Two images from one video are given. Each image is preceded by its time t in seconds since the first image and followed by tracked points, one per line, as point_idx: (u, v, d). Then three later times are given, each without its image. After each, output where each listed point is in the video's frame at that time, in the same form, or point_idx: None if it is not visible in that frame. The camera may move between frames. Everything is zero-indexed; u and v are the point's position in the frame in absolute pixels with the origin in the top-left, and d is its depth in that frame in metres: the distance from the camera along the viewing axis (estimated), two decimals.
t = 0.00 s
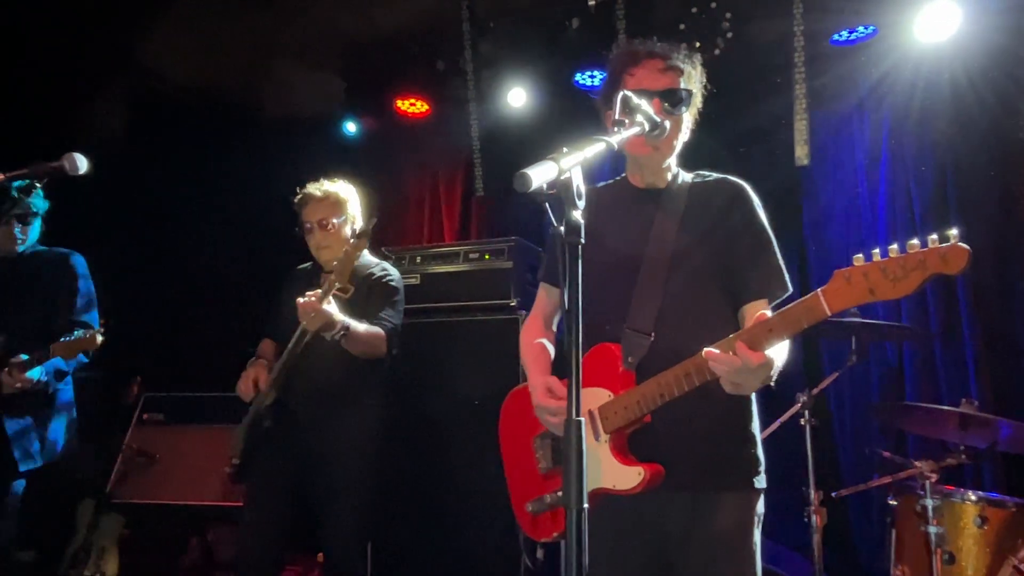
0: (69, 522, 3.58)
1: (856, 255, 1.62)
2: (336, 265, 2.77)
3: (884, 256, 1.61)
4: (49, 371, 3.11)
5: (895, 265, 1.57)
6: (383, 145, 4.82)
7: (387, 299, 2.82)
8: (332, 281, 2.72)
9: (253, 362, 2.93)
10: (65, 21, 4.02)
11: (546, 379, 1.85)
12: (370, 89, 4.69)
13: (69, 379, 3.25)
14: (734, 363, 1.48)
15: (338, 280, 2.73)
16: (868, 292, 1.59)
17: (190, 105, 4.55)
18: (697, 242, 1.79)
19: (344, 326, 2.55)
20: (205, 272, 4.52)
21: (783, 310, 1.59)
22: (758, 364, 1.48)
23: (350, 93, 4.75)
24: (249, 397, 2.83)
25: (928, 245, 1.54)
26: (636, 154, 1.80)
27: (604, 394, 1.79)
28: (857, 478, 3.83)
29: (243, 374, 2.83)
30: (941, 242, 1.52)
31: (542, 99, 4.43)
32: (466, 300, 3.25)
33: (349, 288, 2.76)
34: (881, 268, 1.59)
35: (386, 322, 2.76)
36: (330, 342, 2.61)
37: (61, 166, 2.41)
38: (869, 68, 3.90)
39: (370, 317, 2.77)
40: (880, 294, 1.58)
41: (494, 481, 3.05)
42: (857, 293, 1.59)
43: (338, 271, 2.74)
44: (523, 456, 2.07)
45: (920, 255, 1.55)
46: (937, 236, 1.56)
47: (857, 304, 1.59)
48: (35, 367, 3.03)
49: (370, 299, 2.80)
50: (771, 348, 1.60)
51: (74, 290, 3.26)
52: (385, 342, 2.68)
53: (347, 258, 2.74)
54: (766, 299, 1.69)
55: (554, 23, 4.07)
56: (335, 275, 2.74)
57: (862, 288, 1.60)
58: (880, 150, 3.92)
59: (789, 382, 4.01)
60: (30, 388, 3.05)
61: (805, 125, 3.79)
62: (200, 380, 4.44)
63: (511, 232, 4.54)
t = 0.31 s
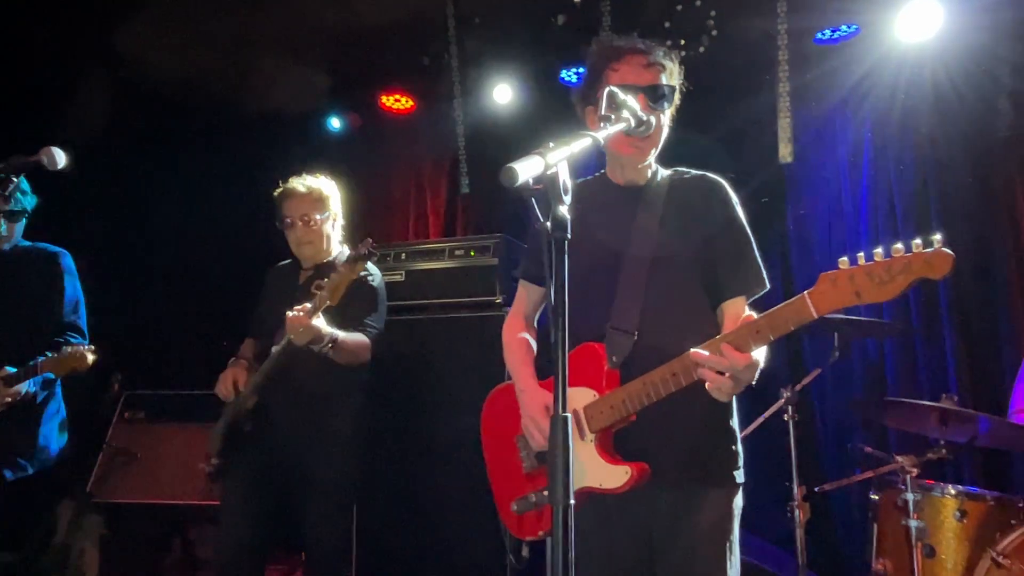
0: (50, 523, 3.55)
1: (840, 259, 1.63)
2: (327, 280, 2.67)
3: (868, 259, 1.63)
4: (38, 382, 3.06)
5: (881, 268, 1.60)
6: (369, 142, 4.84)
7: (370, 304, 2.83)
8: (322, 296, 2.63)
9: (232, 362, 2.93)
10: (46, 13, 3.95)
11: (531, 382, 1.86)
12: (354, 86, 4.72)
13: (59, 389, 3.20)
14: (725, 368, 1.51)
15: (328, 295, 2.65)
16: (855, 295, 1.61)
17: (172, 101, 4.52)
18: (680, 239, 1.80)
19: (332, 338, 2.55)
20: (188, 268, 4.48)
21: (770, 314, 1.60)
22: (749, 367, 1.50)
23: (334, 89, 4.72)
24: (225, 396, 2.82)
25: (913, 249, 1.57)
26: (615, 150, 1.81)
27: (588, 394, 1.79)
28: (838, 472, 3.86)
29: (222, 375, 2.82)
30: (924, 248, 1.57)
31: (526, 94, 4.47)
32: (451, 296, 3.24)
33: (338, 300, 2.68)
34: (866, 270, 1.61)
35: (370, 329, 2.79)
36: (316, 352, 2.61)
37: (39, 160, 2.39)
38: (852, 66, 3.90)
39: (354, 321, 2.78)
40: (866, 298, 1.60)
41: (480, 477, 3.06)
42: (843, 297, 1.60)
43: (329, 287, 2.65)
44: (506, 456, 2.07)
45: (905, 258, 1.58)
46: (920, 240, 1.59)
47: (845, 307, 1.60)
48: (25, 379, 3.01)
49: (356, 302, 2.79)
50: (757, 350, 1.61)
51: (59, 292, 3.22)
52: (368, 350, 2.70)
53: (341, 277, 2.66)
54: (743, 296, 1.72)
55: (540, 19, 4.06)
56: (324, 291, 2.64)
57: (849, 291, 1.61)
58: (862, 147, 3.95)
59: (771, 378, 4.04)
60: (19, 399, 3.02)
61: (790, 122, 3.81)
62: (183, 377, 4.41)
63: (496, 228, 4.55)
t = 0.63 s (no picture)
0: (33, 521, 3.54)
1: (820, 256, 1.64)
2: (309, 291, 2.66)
3: (847, 258, 1.65)
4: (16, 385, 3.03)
5: (860, 266, 1.62)
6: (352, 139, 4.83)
7: (350, 303, 2.82)
8: (306, 306, 2.62)
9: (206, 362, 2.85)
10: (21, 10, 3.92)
11: (513, 381, 1.86)
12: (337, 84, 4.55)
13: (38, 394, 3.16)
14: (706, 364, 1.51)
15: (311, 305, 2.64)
16: (835, 292, 1.62)
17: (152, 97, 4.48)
18: (662, 238, 1.81)
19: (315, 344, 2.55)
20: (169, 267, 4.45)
21: (752, 311, 1.61)
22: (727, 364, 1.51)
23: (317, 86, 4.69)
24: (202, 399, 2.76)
25: (892, 246, 1.60)
26: (597, 147, 1.82)
27: (571, 394, 1.77)
28: (820, 469, 3.90)
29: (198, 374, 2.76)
30: (902, 246, 1.58)
31: (510, 92, 4.50)
32: (435, 295, 3.24)
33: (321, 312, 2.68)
34: (846, 268, 1.62)
35: (351, 331, 2.79)
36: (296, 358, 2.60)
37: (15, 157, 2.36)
38: (833, 68, 3.94)
39: (334, 324, 2.77)
40: (846, 294, 1.61)
41: (464, 475, 3.06)
42: (824, 294, 1.61)
43: (312, 299, 2.64)
44: (489, 457, 2.07)
45: (884, 256, 1.60)
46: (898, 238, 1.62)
47: (825, 304, 1.61)
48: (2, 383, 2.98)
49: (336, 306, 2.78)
50: (739, 347, 1.62)
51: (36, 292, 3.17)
52: (350, 351, 2.71)
53: (326, 288, 2.66)
54: (723, 294, 1.73)
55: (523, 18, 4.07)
56: (308, 301, 2.63)
57: (829, 289, 1.62)
58: (843, 148, 4.00)
59: (753, 376, 4.07)
60: None
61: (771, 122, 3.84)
62: (164, 377, 4.37)
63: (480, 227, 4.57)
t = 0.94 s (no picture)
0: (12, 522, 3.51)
1: (810, 260, 1.64)
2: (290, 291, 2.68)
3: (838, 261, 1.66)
4: None
5: (851, 270, 1.62)
6: (338, 138, 4.81)
7: (328, 303, 2.85)
8: (286, 306, 2.65)
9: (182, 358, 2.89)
10: (12, 9, 3.91)
11: (497, 381, 1.88)
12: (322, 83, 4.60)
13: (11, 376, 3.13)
14: (709, 358, 1.52)
15: (292, 305, 2.66)
16: (825, 295, 1.63)
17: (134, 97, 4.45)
18: (646, 240, 1.82)
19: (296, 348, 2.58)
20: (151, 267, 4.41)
21: (742, 315, 1.63)
22: (733, 361, 1.52)
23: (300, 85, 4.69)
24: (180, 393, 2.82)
25: (882, 251, 1.60)
26: (582, 147, 1.85)
27: (559, 394, 1.80)
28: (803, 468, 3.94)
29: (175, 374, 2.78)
30: (892, 250, 1.58)
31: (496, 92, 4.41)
32: (421, 295, 3.25)
33: (303, 312, 2.70)
34: (836, 272, 1.63)
35: (329, 331, 2.81)
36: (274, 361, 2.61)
37: None
38: (817, 70, 3.98)
39: (313, 325, 2.79)
40: (837, 299, 1.63)
41: (450, 476, 3.06)
42: (813, 299, 1.63)
43: (293, 299, 2.66)
44: (475, 458, 2.08)
45: (875, 260, 1.61)
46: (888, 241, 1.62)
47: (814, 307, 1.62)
48: None
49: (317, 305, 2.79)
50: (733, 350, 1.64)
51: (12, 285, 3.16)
52: (329, 353, 2.74)
53: (307, 288, 2.68)
54: (708, 292, 1.76)
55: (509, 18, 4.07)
56: (288, 301, 2.66)
57: (819, 292, 1.63)
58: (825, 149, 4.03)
59: (737, 375, 4.10)
60: None
61: (755, 122, 3.86)
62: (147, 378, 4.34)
63: (466, 227, 4.60)
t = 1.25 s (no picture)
0: None
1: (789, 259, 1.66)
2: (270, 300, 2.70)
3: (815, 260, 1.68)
4: None
5: (829, 269, 1.65)
6: (323, 137, 4.77)
7: (307, 308, 2.83)
8: (267, 315, 2.67)
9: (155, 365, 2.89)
10: (12, 9, 4.00)
11: (483, 388, 1.88)
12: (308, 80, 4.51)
13: None
14: (709, 352, 1.53)
15: (271, 315, 2.68)
16: (805, 295, 1.65)
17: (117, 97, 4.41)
18: (630, 243, 1.84)
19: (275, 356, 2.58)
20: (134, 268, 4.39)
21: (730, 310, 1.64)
22: (734, 353, 1.52)
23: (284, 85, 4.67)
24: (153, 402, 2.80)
25: (859, 250, 1.64)
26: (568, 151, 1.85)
27: (545, 397, 1.81)
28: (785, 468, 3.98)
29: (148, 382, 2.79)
30: (871, 250, 1.62)
31: (482, 92, 4.40)
32: (407, 296, 3.25)
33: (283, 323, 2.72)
34: (816, 271, 1.65)
35: (308, 337, 2.79)
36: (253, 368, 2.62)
37: None
38: (801, 74, 3.99)
39: (293, 330, 2.78)
40: (817, 297, 1.65)
41: (436, 477, 3.06)
42: (794, 297, 1.64)
43: (273, 308, 2.68)
44: (461, 460, 2.09)
45: (852, 259, 1.64)
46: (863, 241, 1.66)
47: (795, 306, 1.64)
48: None
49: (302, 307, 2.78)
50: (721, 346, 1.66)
51: None
52: (309, 360, 2.75)
53: (287, 299, 2.69)
54: (693, 293, 1.75)
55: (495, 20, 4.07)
56: (268, 311, 2.67)
57: (798, 291, 1.65)
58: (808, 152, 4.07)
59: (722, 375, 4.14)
60: None
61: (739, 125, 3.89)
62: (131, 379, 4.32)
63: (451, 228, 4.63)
